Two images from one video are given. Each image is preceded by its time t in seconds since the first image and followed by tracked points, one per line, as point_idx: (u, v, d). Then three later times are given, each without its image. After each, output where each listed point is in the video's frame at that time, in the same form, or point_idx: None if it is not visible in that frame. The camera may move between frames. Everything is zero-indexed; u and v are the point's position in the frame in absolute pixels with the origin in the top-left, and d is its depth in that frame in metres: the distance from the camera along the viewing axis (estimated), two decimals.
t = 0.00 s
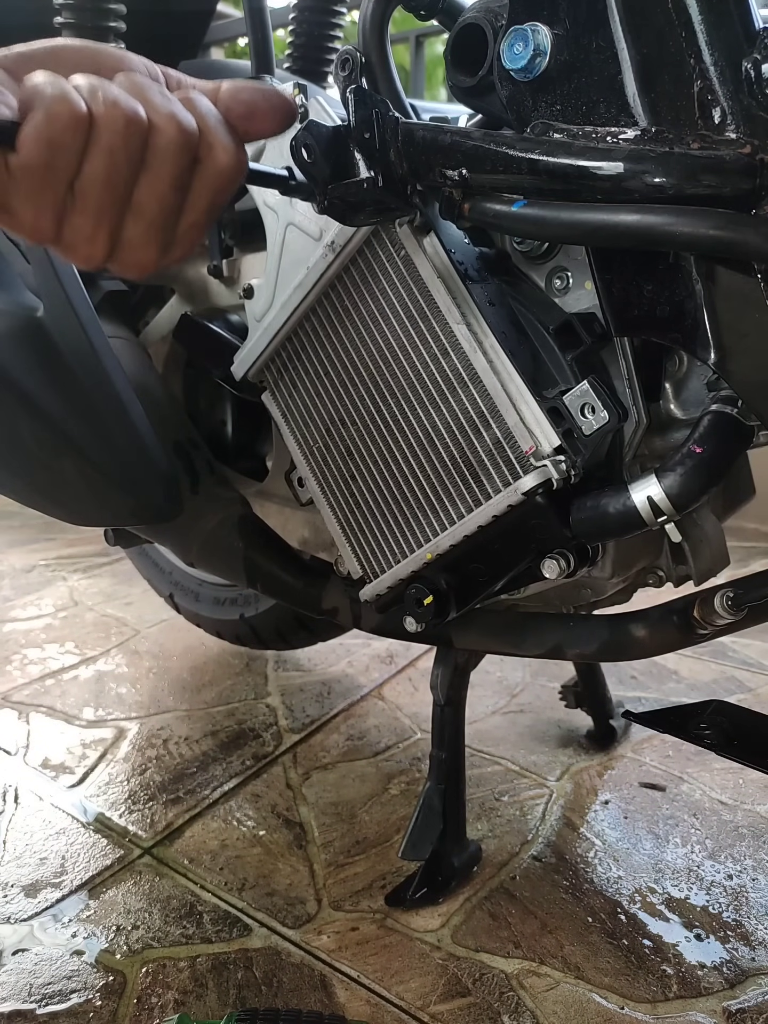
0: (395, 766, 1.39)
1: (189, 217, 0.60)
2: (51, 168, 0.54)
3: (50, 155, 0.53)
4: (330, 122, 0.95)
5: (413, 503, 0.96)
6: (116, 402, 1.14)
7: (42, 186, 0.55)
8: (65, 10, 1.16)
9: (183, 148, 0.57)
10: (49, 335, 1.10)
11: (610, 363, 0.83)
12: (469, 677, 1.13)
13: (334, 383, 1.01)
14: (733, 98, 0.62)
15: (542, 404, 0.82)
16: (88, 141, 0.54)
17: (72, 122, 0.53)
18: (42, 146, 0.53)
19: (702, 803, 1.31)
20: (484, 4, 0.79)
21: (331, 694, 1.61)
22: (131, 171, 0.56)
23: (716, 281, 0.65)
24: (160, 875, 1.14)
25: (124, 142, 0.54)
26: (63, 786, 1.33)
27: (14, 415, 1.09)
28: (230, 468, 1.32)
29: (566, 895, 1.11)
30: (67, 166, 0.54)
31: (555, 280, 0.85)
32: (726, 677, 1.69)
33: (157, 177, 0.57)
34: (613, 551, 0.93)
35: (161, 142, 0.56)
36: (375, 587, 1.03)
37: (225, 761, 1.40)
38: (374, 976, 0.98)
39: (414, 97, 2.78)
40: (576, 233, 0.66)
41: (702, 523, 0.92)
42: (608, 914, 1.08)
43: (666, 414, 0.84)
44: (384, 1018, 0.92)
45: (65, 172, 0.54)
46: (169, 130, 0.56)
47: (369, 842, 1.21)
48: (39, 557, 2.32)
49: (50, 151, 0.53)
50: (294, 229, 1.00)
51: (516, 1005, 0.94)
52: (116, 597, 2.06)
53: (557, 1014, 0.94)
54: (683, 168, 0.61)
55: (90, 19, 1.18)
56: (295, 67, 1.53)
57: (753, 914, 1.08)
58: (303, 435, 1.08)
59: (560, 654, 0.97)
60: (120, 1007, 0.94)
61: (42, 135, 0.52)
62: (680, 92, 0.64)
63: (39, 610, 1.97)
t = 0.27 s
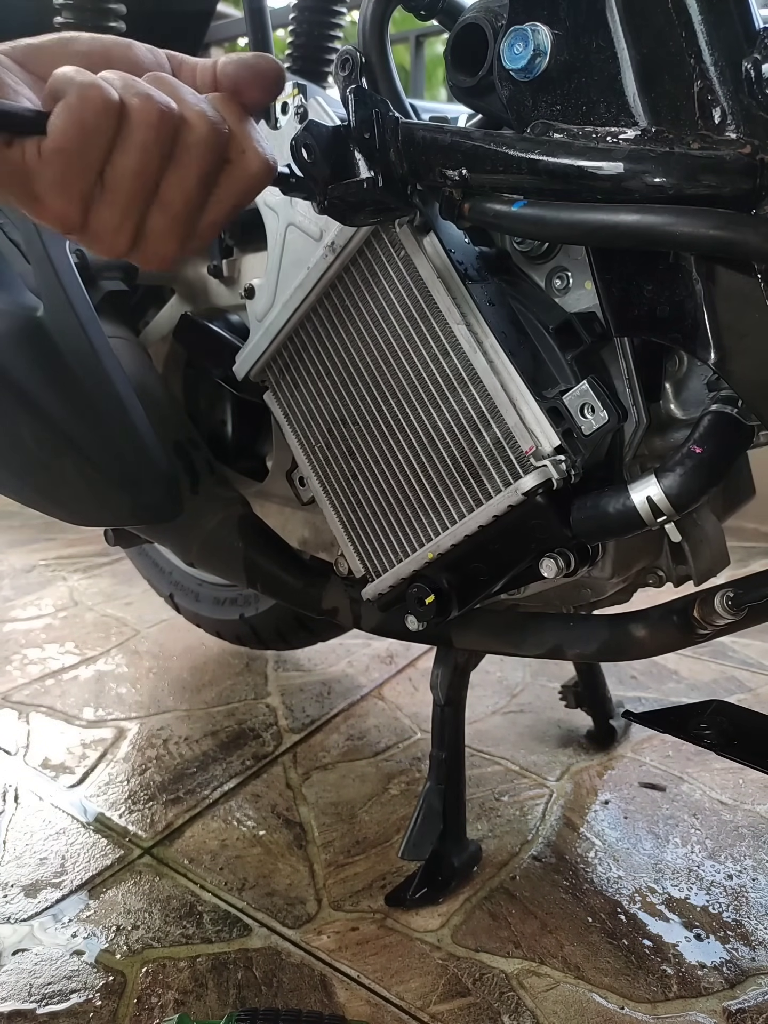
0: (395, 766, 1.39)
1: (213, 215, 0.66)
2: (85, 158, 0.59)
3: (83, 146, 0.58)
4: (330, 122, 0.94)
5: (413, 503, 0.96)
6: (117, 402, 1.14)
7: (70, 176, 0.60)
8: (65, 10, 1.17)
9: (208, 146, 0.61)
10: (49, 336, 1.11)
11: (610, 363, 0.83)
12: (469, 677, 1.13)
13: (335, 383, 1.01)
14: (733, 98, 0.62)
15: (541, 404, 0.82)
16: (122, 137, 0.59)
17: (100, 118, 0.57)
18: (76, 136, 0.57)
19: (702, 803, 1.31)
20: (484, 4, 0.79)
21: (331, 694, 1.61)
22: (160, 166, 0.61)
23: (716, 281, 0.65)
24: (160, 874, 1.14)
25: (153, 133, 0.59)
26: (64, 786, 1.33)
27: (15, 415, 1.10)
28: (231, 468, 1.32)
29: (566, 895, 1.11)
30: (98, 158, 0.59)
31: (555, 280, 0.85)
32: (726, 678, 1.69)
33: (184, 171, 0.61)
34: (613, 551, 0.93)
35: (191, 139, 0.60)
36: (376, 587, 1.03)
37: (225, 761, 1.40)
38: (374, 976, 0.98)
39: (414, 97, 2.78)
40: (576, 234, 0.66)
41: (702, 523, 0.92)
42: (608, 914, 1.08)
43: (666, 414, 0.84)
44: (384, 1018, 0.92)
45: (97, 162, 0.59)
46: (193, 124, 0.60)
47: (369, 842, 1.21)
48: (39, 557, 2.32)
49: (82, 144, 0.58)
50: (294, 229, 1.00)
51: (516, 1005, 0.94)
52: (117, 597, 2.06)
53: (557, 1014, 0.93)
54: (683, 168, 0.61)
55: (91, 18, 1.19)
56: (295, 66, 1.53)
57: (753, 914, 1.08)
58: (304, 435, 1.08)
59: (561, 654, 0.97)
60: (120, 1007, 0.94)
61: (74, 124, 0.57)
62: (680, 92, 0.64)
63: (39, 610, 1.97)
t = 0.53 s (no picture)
0: (395, 766, 1.39)
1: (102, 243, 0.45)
2: (39, 234, 0.41)
3: None
4: (330, 122, 0.95)
5: (414, 503, 0.96)
6: (117, 403, 1.14)
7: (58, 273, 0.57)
8: (64, 10, 1.16)
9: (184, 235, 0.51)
10: (49, 335, 1.09)
11: (610, 363, 0.83)
12: (469, 677, 1.13)
13: (335, 383, 1.01)
14: (733, 99, 0.62)
15: (541, 403, 0.82)
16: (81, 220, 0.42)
17: (20, 159, 0.38)
18: None
19: (702, 803, 1.31)
20: (484, 4, 0.79)
21: (331, 694, 1.61)
22: (142, 224, 0.46)
23: (716, 281, 0.65)
24: (160, 874, 1.14)
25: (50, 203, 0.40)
26: (64, 786, 1.33)
27: (16, 415, 1.09)
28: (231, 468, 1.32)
29: (566, 895, 1.11)
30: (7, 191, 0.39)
31: (555, 280, 0.85)
32: (726, 678, 1.69)
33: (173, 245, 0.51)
34: (613, 551, 0.93)
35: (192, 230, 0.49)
36: (377, 587, 1.03)
37: (225, 761, 1.40)
38: (374, 976, 0.98)
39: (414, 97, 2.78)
40: (576, 233, 0.66)
41: (702, 523, 0.92)
42: (608, 914, 1.08)
43: (666, 414, 0.84)
44: (384, 1018, 0.92)
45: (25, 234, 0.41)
46: (186, 199, 0.46)
47: (369, 842, 1.21)
48: (39, 557, 2.32)
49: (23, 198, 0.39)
50: (294, 230, 1.00)
51: (516, 1005, 0.94)
52: (117, 597, 2.06)
53: (557, 1014, 0.93)
54: (683, 168, 0.61)
55: (90, 18, 1.18)
56: (295, 67, 1.53)
57: (753, 914, 1.08)
58: (304, 435, 1.08)
59: (560, 654, 0.97)
60: (120, 1007, 0.94)
61: None
62: (681, 92, 0.64)
63: (39, 610, 1.97)
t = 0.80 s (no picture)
0: (395, 766, 1.39)
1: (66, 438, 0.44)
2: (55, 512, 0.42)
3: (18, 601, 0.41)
4: (329, 122, 0.95)
5: (414, 504, 0.96)
6: (117, 402, 1.14)
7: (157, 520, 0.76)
8: (66, 11, 1.26)
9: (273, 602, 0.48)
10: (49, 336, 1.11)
11: (610, 363, 0.83)
12: (469, 677, 1.13)
13: (335, 383, 1.01)
14: (733, 98, 0.62)
15: (541, 404, 0.82)
16: (150, 610, 0.46)
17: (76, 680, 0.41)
18: (24, 563, 0.42)
19: (703, 803, 1.31)
20: (484, 4, 0.79)
21: (331, 694, 1.61)
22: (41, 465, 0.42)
23: (716, 281, 0.65)
24: (160, 874, 1.14)
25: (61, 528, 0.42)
26: (64, 786, 1.33)
27: (14, 414, 1.09)
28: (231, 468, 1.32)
29: (566, 895, 1.11)
30: (35, 605, 0.42)
31: (555, 280, 0.85)
32: (726, 677, 1.69)
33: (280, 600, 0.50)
34: (613, 551, 0.93)
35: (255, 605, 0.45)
36: (377, 587, 1.02)
37: (225, 761, 1.40)
38: (374, 976, 0.98)
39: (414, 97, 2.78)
40: (576, 234, 0.66)
41: (702, 523, 0.92)
42: (608, 914, 1.08)
43: (666, 414, 0.83)
44: (384, 1019, 0.92)
45: (72, 582, 0.43)
46: None
47: (369, 842, 1.21)
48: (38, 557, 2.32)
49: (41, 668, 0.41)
50: (294, 229, 1.00)
51: (516, 1005, 0.94)
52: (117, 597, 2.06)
53: (557, 1014, 0.93)
54: (683, 168, 0.61)
55: (90, 19, 1.27)
56: (295, 66, 1.53)
57: (753, 914, 1.08)
58: (304, 436, 1.08)
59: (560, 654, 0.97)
60: (120, 1007, 0.94)
61: (26, 550, 0.42)
62: (680, 92, 0.64)
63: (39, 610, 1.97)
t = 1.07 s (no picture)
0: (395, 766, 1.39)
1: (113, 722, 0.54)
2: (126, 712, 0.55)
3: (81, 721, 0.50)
4: (329, 121, 0.94)
5: (413, 504, 0.96)
6: (117, 402, 1.14)
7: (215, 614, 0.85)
8: (66, 11, 1.26)
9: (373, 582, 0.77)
10: (48, 336, 1.11)
11: (610, 363, 0.83)
12: (469, 677, 1.13)
13: (335, 383, 1.01)
14: (733, 98, 0.62)
15: (541, 403, 0.82)
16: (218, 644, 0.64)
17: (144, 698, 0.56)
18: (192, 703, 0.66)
19: (703, 803, 1.31)
20: (484, 4, 0.79)
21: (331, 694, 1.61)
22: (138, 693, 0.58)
23: (716, 281, 0.65)
24: (160, 874, 1.14)
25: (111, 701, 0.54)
26: (63, 787, 1.33)
27: (14, 415, 1.11)
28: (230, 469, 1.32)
29: (566, 895, 1.11)
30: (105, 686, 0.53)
31: (555, 280, 0.85)
32: (726, 677, 1.69)
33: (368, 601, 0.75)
34: (613, 551, 0.93)
35: (368, 587, 0.70)
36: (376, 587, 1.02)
37: (225, 761, 1.40)
38: (374, 976, 0.98)
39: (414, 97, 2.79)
40: (576, 233, 0.66)
41: (702, 523, 0.92)
42: (608, 914, 1.08)
43: (666, 414, 0.83)
44: (384, 1018, 0.92)
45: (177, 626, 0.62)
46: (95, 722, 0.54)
47: (369, 842, 1.21)
48: (39, 557, 2.32)
49: (148, 683, 0.58)
50: (294, 229, 1.00)
51: (516, 1005, 0.94)
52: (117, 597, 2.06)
53: (557, 1014, 0.93)
54: (683, 168, 0.61)
55: (90, 19, 1.27)
56: (295, 66, 1.53)
57: (753, 914, 1.08)
58: (304, 435, 1.08)
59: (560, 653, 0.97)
60: (120, 1007, 0.94)
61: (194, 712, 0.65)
62: (680, 92, 0.64)
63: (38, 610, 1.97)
